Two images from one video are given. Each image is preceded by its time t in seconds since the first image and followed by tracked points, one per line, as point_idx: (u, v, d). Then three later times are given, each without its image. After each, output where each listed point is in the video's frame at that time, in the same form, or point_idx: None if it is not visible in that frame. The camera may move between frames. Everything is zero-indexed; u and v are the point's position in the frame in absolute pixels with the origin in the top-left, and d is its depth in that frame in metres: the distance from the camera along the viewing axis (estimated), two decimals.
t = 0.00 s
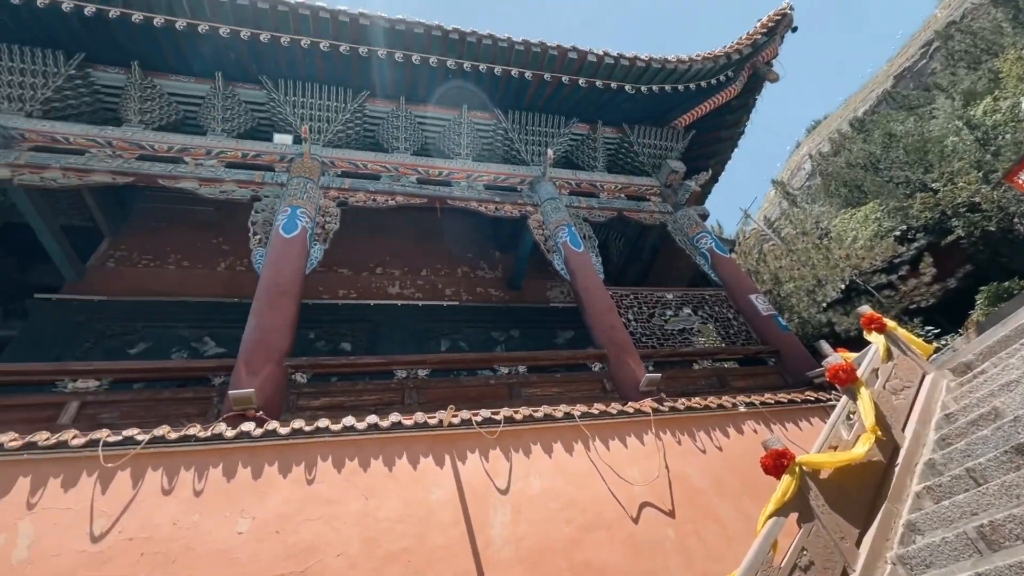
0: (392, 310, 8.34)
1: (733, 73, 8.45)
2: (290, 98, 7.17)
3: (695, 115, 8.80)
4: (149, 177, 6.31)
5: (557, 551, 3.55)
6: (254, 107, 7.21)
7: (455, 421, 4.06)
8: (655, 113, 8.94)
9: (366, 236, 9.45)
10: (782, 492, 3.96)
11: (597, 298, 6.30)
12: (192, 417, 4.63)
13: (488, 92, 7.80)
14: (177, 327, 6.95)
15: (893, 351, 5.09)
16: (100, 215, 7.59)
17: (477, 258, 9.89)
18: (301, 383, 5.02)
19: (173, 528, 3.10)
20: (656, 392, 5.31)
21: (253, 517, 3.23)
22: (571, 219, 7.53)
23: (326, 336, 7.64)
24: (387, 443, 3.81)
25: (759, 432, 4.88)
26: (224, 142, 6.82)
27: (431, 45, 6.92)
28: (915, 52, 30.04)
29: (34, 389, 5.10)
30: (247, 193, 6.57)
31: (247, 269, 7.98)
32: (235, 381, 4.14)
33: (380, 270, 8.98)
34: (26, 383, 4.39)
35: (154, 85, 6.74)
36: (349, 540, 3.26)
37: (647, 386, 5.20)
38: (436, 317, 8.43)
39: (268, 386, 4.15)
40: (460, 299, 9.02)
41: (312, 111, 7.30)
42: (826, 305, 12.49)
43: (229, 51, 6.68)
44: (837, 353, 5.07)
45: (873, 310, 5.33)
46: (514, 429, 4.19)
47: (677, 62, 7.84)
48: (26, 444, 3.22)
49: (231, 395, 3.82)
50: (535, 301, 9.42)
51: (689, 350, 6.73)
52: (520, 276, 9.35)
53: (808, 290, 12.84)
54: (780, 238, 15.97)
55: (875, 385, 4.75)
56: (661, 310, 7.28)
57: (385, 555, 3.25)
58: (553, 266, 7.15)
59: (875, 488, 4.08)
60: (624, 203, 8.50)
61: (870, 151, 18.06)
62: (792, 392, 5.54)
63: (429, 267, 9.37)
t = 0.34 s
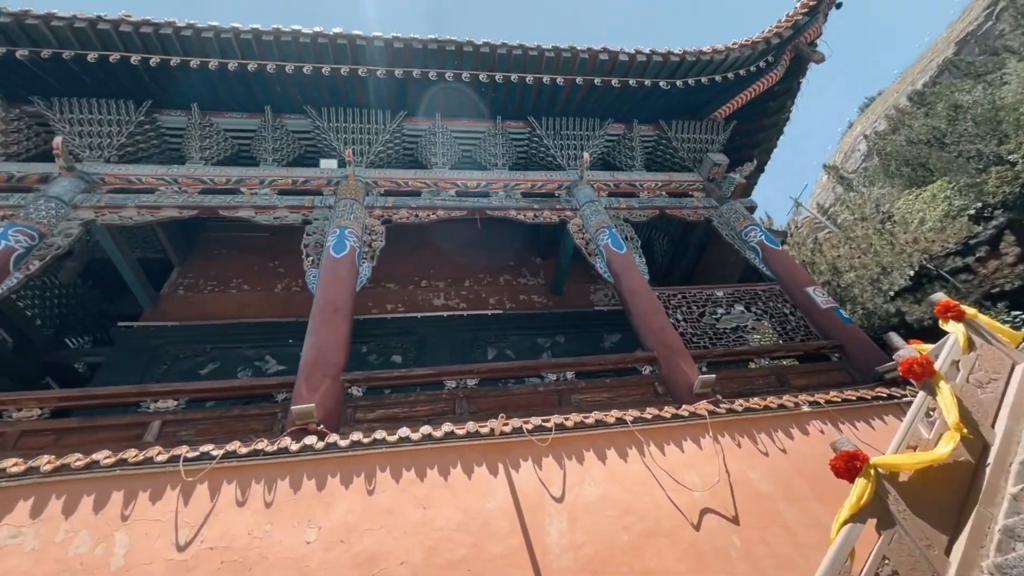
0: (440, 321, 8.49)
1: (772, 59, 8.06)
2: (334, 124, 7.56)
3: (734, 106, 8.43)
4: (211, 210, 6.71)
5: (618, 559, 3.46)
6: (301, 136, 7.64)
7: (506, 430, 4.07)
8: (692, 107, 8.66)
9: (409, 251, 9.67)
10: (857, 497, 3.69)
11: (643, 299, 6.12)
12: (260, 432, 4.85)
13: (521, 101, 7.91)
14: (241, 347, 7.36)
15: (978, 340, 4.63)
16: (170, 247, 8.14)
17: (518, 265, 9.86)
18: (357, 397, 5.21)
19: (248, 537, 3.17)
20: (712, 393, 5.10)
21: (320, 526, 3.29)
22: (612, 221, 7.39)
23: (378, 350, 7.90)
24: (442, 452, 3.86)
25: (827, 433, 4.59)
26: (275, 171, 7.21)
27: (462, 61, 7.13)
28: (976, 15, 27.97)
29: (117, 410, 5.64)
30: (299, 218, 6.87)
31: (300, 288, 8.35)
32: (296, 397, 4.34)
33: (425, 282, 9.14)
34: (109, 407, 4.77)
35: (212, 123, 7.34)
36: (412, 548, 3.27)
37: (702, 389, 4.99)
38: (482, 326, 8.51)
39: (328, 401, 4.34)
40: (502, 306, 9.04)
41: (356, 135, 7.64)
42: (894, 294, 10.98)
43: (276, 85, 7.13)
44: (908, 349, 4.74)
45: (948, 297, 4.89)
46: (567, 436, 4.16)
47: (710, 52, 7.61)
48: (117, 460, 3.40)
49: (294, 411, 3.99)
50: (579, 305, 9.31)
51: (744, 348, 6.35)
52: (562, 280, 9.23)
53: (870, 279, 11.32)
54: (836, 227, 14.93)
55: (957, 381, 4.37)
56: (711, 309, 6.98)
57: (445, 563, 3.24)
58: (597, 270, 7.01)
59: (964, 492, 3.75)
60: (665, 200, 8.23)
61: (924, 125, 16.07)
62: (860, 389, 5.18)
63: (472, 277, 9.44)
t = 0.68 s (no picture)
0: (480, 327, 8.51)
1: (812, 42, 7.65)
2: (370, 140, 7.80)
3: (773, 92, 7.99)
4: (261, 229, 7.08)
5: (673, 564, 3.38)
6: (340, 154, 7.91)
7: (551, 433, 4.04)
8: (729, 96, 8.33)
9: (446, 259, 9.79)
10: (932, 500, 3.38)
11: (685, 297, 5.93)
12: (314, 440, 5.08)
13: (550, 104, 7.89)
14: (292, 358, 7.68)
15: None
16: (225, 267, 8.62)
17: (555, 267, 9.75)
18: (404, 403, 5.34)
19: (307, 542, 3.28)
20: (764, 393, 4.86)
21: (374, 531, 3.36)
22: (649, 219, 7.25)
23: (421, 357, 8.06)
24: (488, 457, 3.88)
25: (893, 431, 4.30)
26: (317, 189, 7.52)
27: (490, 70, 7.27)
28: None
29: (181, 421, 5.98)
30: (342, 233, 7.12)
31: (344, 300, 8.64)
32: (347, 406, 4.49)
33: (464, 289, 9.24)
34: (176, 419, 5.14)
35: (257, 147, 7.68)
36: (463, 553, 3.31)
37: (752, 388, 4.79)
38: (522, 331, 8.48)
39: (377, 408, 4.45)
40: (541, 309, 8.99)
41: (390, 149, 7.84)
42: (965, 281, 9.66)
43: (316, 107, 7.46)
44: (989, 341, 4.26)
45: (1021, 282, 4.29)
46: (614, 439, 4.08)
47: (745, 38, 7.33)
48: (187, 469, 3.55)
49: (346, 419, 4.11)
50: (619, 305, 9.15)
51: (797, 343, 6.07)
52: (601, 280, 9.07)
53: (937, 265, 10.08)
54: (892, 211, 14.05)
55: None
56: (759, 304, 6.82)
57: (497, 567, 3.26)
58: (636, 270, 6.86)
59: None
60: (704, 194, 7.97)
61: (988, 96, 14.66)
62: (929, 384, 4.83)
63: (510, 282, 9.45)
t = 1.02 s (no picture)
0: (515, 328, 8.49)
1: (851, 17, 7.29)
2: (402, 149, 7.95)
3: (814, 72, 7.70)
4: (302, 240, 7.33)
5: (723, 565, 3.28)
6: (374, 164, 8.12)
7: (592, 433, 4.00)
8: (763, 80, 8.05)
9: (480, 261, 9.81)
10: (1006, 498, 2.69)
11: (726, 290, 5.74)
12: (360, 442, 5.21)
13: (578, 102, 7.85)
14: (335, 364, 7.92)
15: None
16: (271, 279, 9.02)
17: (589, 266, 9.64)
18: (444, 406, 5.32)
19: (357, 541, 3.37)
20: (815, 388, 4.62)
21: (421, 531, 3.43)
22: (685, 212, 7.07)
23: (458, 360, 8.12)
24: (529, 457, 3.89)
25: (961, 426, 4.02)
26: (354, 199, 7.73)
27: (516, 71, 7.33)
28: None
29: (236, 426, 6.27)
30: (378, 241, 7.28)
31: (383, 306, 8.85)
32: (389, 409, 4.58)
33: (498, 291, 9.26)
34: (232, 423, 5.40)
35: (296, 162, 8.00)
36: (509, 553, 3.32)
37: (801, 383, 4.57)
38: (557, 330, 8.41)
39: (418, 411, 4.54)
40: (577, 308, 8.90)
41: (422, 157, 7.96)
42: None
43: (350, 120, 7.72)
44: None
45: None
46: (656, 437, 4.01)
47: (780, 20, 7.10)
48: (244, 471, 3.73)
49: (389, 421, 4.22)
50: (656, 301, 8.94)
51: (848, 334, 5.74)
52: (637, 277, 8.90)
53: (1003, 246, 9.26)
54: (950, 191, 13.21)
55: None
56: (805, 295, 6.53)
57: (543, 567, 3.26)
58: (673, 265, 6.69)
59: None
60: (742, 184, 7.70)
61: None
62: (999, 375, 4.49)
63: (544, 282, 9.41)
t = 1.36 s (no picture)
0: (548, 324, 8.43)
1: None
2: (431, 149, 8.03)
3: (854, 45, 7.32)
4: (338, 244, 7.52)
5: (772, 561, 3.19)
6: (403, 166, 8.25)
7: (630, 427, 3.96)
8: (799, 57, 7.72)
9: (511, 256, 9.76)
10: None
11: (765, 278, 5.54)
12: (400, 438, 5.44)
13: (605, 92, 7.74)
14: (374, 363, 8.11)
15: None
16: (310, 282, 9.22)
17: (621, 258, 9.49)
18: (480, 402, 5.43)
19: (402, 535, 3.45)
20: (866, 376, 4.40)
21: (462, 525, 3.48)
22: (719, 198, 6.86)
23: (493, 356, 8.11)
24: (568, 452, 3.88)
25: None
26: (385, 202, 7.85)
27: (539, 66, 7.29)
28: None
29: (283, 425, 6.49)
30: (410, 241, 7.38)
31: (417, 305, 9.00)
32: (427, 406, 4.67)
33: (529, 287, 9.19)
34: (279, 423, 5.65)
35: (329, 168, 8.22)
36: (550, 546, 3.33)
37: (849, 371, 4.37)
38: (591, 324, 8.31)
39: (455, 408, 4.60)
40: (611, 301, 8.78)
41: (450, 156, 8.02)
42: None
43: (379, 124, 7.87)
44: None
45: None
46: (697, 430, 3.93)
47: None
48: (292, 468, 3.88)
49: (427, 418, 4.28)
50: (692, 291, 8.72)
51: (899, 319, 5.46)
52: (671, 267, 8.73)
53: None
54: (1012, 164, 12.33)
55: None
56: (851, 279, 6.27)
57: (585, 561, 3.26)
58: (709, 254, 6.51)
59: None
60: (780, 166, 7.41)
61: None
62: None
63: (576, 275, 9.30)
